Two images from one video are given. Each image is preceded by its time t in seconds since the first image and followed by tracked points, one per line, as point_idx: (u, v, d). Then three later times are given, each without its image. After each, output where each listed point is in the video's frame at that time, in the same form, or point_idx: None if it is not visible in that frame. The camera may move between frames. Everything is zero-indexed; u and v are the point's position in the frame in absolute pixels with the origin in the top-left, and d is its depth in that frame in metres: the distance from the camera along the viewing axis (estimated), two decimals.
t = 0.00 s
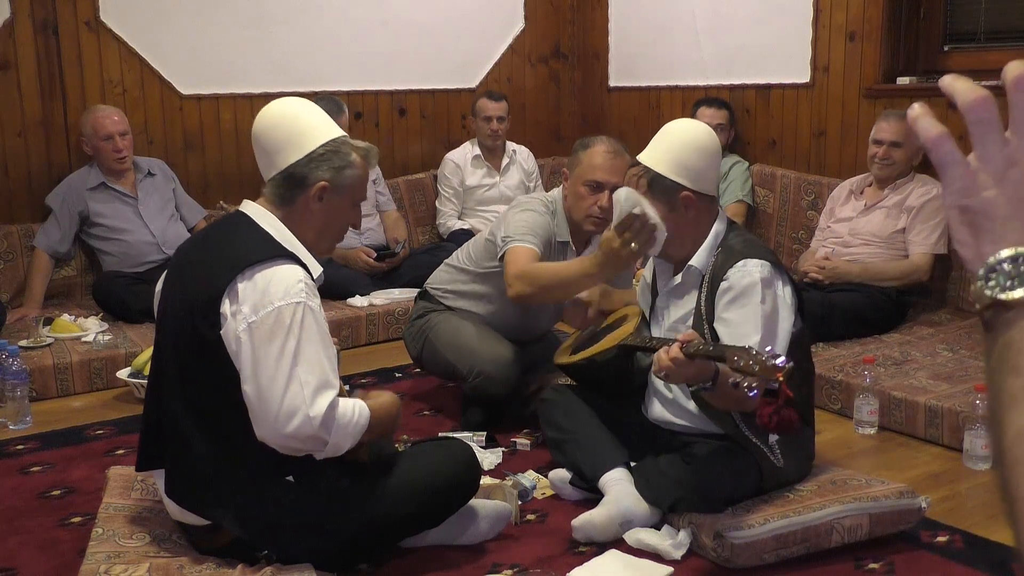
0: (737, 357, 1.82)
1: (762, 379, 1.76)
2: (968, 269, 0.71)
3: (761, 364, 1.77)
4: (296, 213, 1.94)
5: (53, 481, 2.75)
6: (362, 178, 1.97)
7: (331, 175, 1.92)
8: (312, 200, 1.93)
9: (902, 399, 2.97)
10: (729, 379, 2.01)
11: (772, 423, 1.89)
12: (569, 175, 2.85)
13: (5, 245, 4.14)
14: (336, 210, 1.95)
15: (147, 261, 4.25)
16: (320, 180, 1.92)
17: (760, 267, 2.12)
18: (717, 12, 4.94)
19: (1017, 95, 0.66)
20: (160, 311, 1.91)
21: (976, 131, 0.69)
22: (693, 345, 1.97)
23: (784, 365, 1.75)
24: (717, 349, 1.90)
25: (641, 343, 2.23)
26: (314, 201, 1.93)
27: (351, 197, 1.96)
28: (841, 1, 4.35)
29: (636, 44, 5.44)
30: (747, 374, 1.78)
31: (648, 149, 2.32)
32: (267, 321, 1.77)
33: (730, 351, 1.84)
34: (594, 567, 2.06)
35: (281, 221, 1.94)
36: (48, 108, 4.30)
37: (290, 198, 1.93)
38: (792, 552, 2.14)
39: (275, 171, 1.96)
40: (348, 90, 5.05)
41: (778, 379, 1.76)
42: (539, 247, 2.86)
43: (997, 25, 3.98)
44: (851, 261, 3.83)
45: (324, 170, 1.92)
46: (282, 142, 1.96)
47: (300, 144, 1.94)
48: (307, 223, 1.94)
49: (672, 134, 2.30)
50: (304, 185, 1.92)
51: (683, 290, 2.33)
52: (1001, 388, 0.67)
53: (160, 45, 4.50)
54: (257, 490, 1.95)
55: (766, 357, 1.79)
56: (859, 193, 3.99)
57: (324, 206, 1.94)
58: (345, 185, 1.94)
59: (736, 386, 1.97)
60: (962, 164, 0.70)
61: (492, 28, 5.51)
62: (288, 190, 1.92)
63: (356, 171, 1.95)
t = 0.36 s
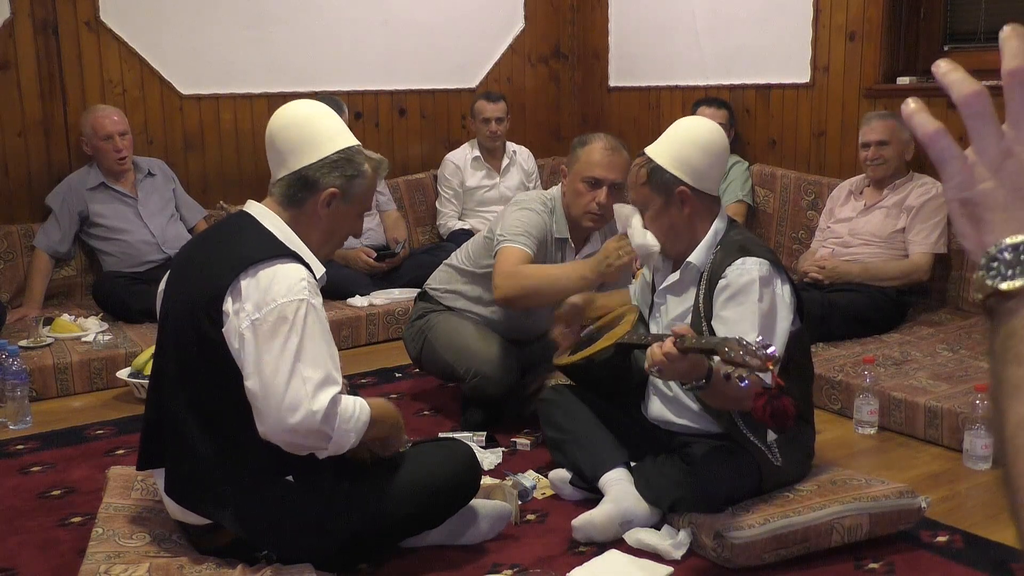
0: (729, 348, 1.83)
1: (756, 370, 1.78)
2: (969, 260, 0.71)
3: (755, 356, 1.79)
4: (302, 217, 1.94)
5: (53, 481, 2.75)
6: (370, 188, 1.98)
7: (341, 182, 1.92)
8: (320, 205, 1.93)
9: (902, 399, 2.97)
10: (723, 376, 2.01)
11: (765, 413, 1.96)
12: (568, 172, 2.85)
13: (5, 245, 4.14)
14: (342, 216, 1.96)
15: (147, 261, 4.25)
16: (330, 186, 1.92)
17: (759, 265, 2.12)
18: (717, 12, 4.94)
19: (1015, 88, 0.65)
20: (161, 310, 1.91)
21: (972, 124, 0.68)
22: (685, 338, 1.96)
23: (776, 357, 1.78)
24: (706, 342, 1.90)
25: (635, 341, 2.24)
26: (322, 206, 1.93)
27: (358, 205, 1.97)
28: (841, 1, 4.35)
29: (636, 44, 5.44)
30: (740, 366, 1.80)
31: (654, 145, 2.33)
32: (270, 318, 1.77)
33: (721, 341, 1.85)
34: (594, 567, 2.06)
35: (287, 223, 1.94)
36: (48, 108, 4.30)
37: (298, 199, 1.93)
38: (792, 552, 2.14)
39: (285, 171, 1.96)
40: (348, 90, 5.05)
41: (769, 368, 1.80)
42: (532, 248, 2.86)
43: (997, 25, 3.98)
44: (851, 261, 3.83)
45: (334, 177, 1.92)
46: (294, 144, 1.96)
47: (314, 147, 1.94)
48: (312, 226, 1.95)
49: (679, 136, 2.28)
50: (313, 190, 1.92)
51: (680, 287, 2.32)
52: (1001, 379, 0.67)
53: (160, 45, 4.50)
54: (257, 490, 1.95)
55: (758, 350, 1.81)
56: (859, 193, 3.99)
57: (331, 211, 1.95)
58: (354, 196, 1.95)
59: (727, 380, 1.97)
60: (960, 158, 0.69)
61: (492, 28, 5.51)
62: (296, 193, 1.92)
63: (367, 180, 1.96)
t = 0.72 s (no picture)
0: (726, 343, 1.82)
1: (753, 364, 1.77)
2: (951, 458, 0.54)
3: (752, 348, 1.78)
4: (298, 217, 1.94)
5: (53, 481, 2.75)
6: (371, 192, 1.98)
7: (340, 185, 1.93)
8: (318, 207, 1.93)
9: (902, 399, 2.97)
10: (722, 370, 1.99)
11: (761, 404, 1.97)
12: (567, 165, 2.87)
13: (5, 245, 4.14)
14: (339, 218, 1.96)
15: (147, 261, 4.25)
16: (328, 188, 1.92)
17: (762, 262, 2.13)
18: (717, 12, 4.94)
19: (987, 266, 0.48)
20: (161, 310, 1.91)
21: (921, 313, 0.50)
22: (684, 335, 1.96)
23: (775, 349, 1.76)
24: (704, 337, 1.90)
25: (635, 338, 2.24)
26: (319, 209, 1.93)
27: (356, 210, 1.96)
28: (841, 1, 4.35)
29: (636, 43, 5.44)
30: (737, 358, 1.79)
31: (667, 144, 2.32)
32: (271, 317, 1.77)
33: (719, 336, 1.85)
34: (594, 567, 2.06)
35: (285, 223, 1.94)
36: (48, 108, 4.30)
37: (297, 201, 1.93)
38: (792, 552, 2.14)
39: (286, 171, 1.96)
40: (347, 90, 5.05)
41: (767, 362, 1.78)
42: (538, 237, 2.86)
43: (997, 25, 3.98)
44: (851, 261, 3.83)
45: (334, 180, 1.92)
46: (296, 145, 1.96)
47: (315, 148, 1.95)
48: (309, 227, 1.95)
49: (696, 143, 2.27)
50: (311, 190, 1.92)
51: (681, 282, 2.32)
52: None
53: (160, 45, 4.50)
54: (257, 489, 1.95)
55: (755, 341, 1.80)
56: (859, 193, 3.99)
57: (328, 213, 1.94)
58: (354, 200, 1.95)
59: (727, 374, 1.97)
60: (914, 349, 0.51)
61: (492, 28, 5.51)
62: (295, 193, 1.93)
63: (367, 185, 1.96)
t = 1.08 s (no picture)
0: (735, 353, 1.82)
1: (761, 376, 1.77)
2: None
3: (761, 360, 1.78)
4: (290, 210, 1.94)
5: (53, 481, 2.75)
6: (365, 199, 1.96)
7: (331, 179, 1.93)
8: (308, 198, 1.93)
9: (902, 400, 2.97)
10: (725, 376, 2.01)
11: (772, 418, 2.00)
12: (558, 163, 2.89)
13: (5, 245, 4.14)
14: (330, 216, 1.95)
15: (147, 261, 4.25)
16: (320, 180, 1.93)
17: (766, 265, 2.13)
18: (717, 12, 4.94)
19: None
20: (159, 310, 1.91)
21: None
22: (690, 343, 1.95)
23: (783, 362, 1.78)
24: (711, 346, 1.89)
25: (637, 341, 2.23)
26: (309, 201, 1.93)
27: (347, 212, 1.95)
28: (841, 1, 4.35)
29: (636, 43, 5.44)
30: (745, 369, 1.79)
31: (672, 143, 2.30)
32: (264, 313, 1.77)
33: (730, 346, 1.85)
34: (595, 568, 2.06)
35: (276, 219, 1.93)
36: (48, 108, 4.30)
37: (290, 190, 1.94)
38: (792, 552, 2.14)
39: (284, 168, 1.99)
40: (347, 90, 5.05)
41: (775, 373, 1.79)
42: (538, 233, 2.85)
43: (997, 25, 3.98)
44: (851, 261, 3.82)
45: (325, 174, 1.93)
46: (297, 145, 2.01)
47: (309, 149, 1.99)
48: (299, 222, 1.94)
49: (703, 140, 2.26)
50: (303, 181, 1.94)
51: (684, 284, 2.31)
52: None
53: (159, 45, 4.50)
54: (257, 489, 1.95)
55: (765, 353, 1.80)
56: (859, 193, 3.99)
57: (320, 209, 1.94)
58: (343, 198, 1.94)
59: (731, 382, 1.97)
60: None
61: (492, 27, 5.51)
62: (289, 185, 1.94)
63: (359, 190, 1.95)
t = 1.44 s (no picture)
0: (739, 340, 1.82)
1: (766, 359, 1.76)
2: None
3: (765, 344, 1.78)
4: (294, 208, 1.94)
5: (53, 481, 2.75)
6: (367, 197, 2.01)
7: (337, 178, 1.97)
8: (315, 195, 1.94)
9: (902, 400, 2.97)
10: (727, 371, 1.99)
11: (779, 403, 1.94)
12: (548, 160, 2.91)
13: (5, 245, 4.14)
14: (335, 214, 1.97)
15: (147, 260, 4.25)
16: (325, 180, 1.95)
17: (765, 264, 2.13)
18: (717, 12, 4.95)
19: None
20: (159, 311, 1.91)
21: None
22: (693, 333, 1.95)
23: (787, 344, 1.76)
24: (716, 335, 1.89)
25: (639, 337, 2.23)
26: (316, 199, 1.94)
27: (352, 209, 1.98)
28: (841, 1, 4.35)
29: (636, 43, 5.44)
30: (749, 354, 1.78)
31: (674, 141, 2.29)
32: (267, 312, 1.76)
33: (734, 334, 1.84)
34: (595, 568, 2.06)
35: (281, 217, 1.93)
36: (48, 108, 4.30)
37: (295, 191, 1.95)
38: (791, 552, 2.14)
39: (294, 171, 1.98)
40: (347, 90, 5.05)
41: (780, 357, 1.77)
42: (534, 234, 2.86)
43: (997, 25, 3.98)
44: (851, 260, 3.82)
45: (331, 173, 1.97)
46: (312, 150, 2.00)
47: (313, 158, 1.99)
48: (306, 218, 1.94)
49: (708, 138, 2.27)
50: (309, 180, 1.96)
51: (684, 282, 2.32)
52: None
53: (159, 44, 4.49)
54: (257, 489, 1.95)
55: (768, 337, 1.79)
56: (859, 193, 3.99)
57: (325, 208, 1.96)
58: (348, 198, 1.97)
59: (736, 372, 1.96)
60: None
61: (492, 27, 5.51)
62: (294, 185, 1.95)
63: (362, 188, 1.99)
